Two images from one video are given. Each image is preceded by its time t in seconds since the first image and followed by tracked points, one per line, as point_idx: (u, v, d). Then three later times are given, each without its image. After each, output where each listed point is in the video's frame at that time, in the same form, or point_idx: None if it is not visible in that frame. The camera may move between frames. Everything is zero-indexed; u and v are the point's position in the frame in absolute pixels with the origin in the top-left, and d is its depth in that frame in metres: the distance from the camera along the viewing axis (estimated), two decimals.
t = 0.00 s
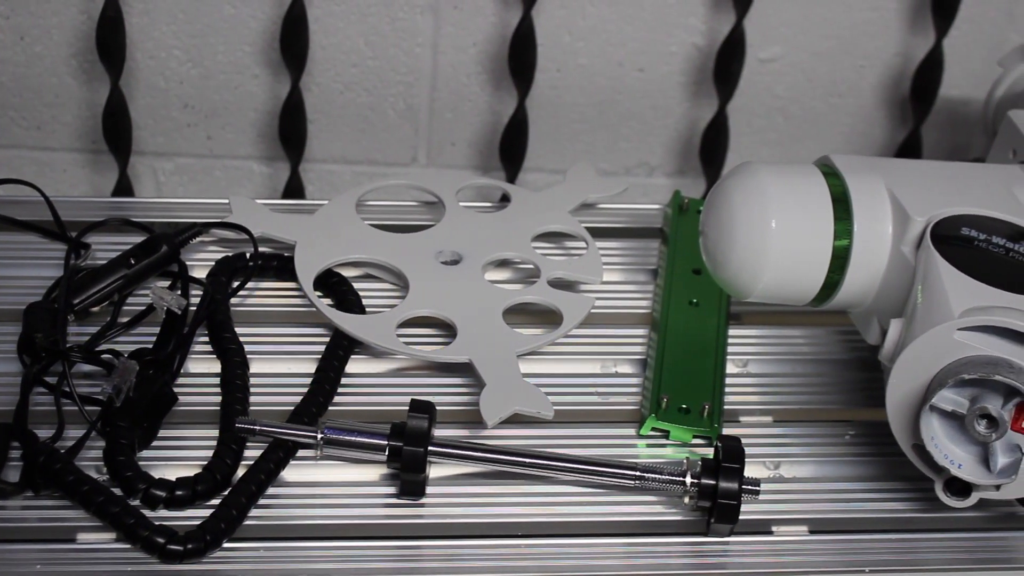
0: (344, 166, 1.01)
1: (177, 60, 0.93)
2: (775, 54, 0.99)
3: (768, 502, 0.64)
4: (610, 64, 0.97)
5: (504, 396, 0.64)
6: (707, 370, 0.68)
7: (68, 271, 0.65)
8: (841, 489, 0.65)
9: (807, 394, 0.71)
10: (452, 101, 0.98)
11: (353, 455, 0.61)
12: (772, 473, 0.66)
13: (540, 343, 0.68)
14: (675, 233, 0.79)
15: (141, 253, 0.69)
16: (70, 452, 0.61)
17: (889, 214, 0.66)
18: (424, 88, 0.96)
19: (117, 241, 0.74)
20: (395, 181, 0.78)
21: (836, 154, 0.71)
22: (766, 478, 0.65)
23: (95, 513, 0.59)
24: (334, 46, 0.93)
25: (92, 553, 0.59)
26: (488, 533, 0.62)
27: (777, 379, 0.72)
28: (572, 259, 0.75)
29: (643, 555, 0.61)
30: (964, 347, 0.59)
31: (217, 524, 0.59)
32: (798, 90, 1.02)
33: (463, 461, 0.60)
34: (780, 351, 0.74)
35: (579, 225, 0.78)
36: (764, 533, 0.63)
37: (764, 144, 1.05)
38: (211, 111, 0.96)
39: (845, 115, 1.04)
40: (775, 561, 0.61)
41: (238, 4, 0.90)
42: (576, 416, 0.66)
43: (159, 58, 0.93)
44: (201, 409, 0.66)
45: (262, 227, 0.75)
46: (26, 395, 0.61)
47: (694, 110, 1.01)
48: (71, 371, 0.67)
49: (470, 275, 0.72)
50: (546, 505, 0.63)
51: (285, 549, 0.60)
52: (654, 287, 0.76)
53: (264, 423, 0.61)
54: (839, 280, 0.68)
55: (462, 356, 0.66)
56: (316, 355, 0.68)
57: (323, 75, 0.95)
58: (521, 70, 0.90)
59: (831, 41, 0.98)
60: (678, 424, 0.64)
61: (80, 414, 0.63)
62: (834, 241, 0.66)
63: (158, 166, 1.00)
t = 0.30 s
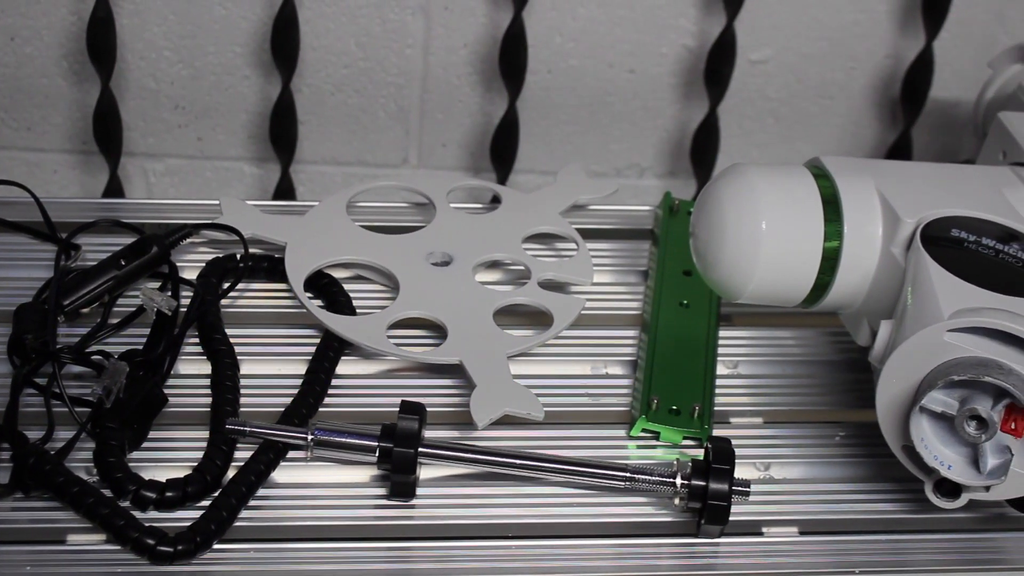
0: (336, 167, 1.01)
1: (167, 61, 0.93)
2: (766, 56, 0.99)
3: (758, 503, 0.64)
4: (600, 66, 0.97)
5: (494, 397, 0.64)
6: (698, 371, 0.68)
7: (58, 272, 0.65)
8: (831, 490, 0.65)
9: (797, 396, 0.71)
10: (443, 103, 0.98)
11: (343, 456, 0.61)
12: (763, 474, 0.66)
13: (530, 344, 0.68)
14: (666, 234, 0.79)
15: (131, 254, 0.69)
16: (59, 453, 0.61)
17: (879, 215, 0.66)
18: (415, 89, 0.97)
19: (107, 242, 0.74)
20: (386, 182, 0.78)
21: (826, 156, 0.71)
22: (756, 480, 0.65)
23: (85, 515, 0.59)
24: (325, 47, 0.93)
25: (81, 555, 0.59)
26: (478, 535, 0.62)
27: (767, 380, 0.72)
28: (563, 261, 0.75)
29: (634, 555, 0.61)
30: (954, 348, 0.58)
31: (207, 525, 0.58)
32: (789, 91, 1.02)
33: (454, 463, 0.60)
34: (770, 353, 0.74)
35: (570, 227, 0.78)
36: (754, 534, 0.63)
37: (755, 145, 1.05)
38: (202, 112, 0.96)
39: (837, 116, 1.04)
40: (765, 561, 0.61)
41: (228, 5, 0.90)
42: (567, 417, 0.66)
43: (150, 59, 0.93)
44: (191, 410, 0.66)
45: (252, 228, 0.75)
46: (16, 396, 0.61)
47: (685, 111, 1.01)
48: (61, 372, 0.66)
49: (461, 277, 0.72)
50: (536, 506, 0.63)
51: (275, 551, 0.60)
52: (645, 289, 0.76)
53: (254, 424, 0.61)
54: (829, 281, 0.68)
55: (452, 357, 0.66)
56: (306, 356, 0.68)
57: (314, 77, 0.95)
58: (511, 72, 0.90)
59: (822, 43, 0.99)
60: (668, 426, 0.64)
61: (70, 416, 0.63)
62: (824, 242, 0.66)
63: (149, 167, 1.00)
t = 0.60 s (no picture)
0: (327, 169, 1.01)
1: (157, 63, 0.93)
2: (756, 57, 0.99)
3: (747, 505, 0.64)
4: (590, 67, 0.97)
5: (484, 399, 0.64)
6: (687, 372, 0.68)
7: (47, 274, 0.64)
8: (820, 491, 0.65)
9: (787, 398, 0.71)
10: (434, 104, 0.98)
11: (333, 458, 0.61)
12: (752, 475, 0.66)
13: (520, 346, 0.68)
14: (655, 236, 0.79)
15: (120, 256, 0.69)
16: (48, 455, 0.61)
17: (868, 216, 0.67)
18: (405, 91, 0.97)
19: (95, 244, 0.74)
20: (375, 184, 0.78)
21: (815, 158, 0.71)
22: (746, 481, 0.65)
23: (74, 517, 0.59)
24: (314, 49, 0.94)
25: (69, 557, 0.59)
26: (468, 536, 0.62)
27: (756, 382, 0.72)
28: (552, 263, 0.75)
29: (624, 557, 0.61)
30: (944, 351, 0.58)
31: (197, 527, 0.58)
32: (780, 93, 1.02)
33: (443, 464, 0.60)
34: (760, 355, 0.74)
35: (560, 228, 0.78)
36: (743, 536, 0.63)
37: (746, 146, 1.06)
38: (191, 113, 0.96)
39: (828, 118, 1.04)
40: (755, 563, 0.61)
41: (218, 6, 0.90)
42: (556, 419, 0.66)
43: (139, 61, 0.93)
44: (180, 412, 0.66)
45: (241, 230, 0.75)
46: (4, 398, 0.61)
47: (676, 113, 1.01)
48: (50, 374, 0.66)
49: (450, 279, 0.72)
50: (526, 508, 0.63)
51: (264, 553, 0.60)
52: (634, 291, 0.76)
53: (244, 426, 0.61)
54: (818, 283, 0.68)
55: (441, 359, 0.66)
56: (296, 358, 0.68)
57: (304, 78, 0.95)
58: (501, 73, 0.90)
59: (812, 45, 0.99)
60: (657, 428, 0.64)
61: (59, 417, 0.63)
62: (814, 245, 0.66)
63: (138, 168, 1.00)
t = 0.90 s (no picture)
0: (319, 170, 1.01)
1: (147, 64, 0.93)
2: (747, 58, 0.99)
3: (738, 506, 0.64)
4: (582, 69, 0.97)
5: (474, 400, 0.64)
6: (677, 373, 0.69)
7: (38, 275, 0.64)
8: (810, 492, 0.65)
9: (777, 399, 0.71)
10: (425, 106, 0.98)
11: (324, 459, 0.61)
12: (743, 476, 0.66)
13: (511, 348, 0.68)
14: (646, 237, 0.79)
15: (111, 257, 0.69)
16: (38, 457, 0.61)
17: (859, 218, 0.67)
18: (396, 92, 0.97)
19: (86, 246, 0.74)
20: (366, 186, 0.78)
21: (805, 159, 0.71)
22: (737, 482, 0.65)
23: (64, 518, 0.58)
24: (305, 50, 0.94)
25: (59, 558, 0.59)
26: (459, 538, 0.62)
27: (747, 383, 0.72)
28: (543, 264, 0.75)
29: (615, 558, 0.61)
30: (935, 352, 0.58)
31: (187, 529, 0.58)
32: (771, 94, 1.02)
33: (434, 466, 0.60)
34: (750, 356, 0.74)
35: (550, 230, 0.78)
36: (734, 537, 0.63)
37: (738, 148, 1.06)
38: (182, 114, 0.96)
39: (819, 119, 1.04)
40: (746, 563, 0.61)
41: (208, 8, 0.90)
42: (547, 421, 0.66)
43: (130, 62, 0.93)
44: (170, 414, 0.66)
45: (232, 231, 0.75)
46: None
47: (668, 114, 1.01)
48: (40, 375, 0.66)
49: (440, 280, 0.72)
50: (517, 509, 0.63)
51: (254, 554, 0.60)
52: (625, 292, 0.76)
53: (234, 428, 0.61)
54: (809, 284, 0.68)
55: (432, 360, 0.66)
56: (287, 359, 0.68)
57: (295, 79, 0.95)
58: (491, 74, 0.90)
59: (803, 46, 0.99)
60: (649, 429, 0.64)
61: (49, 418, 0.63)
62: (804, 246, 0.66)
63: (129, 169, 1.00)
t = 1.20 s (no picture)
0: (312, 171, 1.01)
1: (139, 65, 0.93)
2: (739, 60, 0.99)
3: (730, 506, 0.64)
4: (574, 70, 0.97)
5: (466, 402, 0.64)
6: (669, 374, 0.69)
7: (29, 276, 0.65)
8: (801, 493, 0.65)
9: (769, 400, 0.71)
10: (418, 107, 0.98)
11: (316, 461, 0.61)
12: (735, 477, 0.66)
13: (502, 349, 0.68)
14: (638, 238, 0.79)
15: (102, 258, 0.69)
16: (30, 458, 0.61)
17: (850, 218, 0.67)
18: (388, 93, 0.97)
19: (77, 247, 0.74)
20: (358, 187, 0.78)
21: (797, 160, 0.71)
22: (729, 483, 0.65)
23: (55, 519, 0.58)
24: (297, 51, 0.94)
25: (49, 560, 0.58)
26: (450, 539, 0.62)
27: (738, 384, 0.72)
28: (535, 265, 0.75)
29: (607, 559, 0.61)
30: (927, 352, 0.58)
31: (179, 530, 0.58)
32: (764, 95, 1.02)
33: (426, 467, 0.60)
34: (742, 357, 0.74)
35: (542, 231, 0.78)
36: (726, 538, 0.63)
37: (732, 149, 1.06)
38: (174, 115, 0.96)
39: (812, 120, 1.04)
40: (737, 564, 0.61)
41: (200, 9, 0.90)
42: (539, 421, 0.66)
43: (121, 63, 0.93)
44: (161, 415, 0.66)
45: (224, 232, 0.75)
46: None
47: (661, 115, 1.01)
48: (32, 376, 0.66)
49: (432, 282, 0.72)
50: (509, 510, 0.63)
51: (245, 555, 0.60)
52: (617, 293, 0.76)
53: (226, 429, 0.61)
54: (800, 285, 0.68)
55: (423, 361, 0.66)
56: (279, 360, 0.68)
57: (287, 81, 0.95)
58: (483, 75, 0.90)
59: (795, 48, 0.99)
60: (641, 430, 0.64)
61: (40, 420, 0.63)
62: (796, 247, 0.67)
63: (121, 170, 1.00)
